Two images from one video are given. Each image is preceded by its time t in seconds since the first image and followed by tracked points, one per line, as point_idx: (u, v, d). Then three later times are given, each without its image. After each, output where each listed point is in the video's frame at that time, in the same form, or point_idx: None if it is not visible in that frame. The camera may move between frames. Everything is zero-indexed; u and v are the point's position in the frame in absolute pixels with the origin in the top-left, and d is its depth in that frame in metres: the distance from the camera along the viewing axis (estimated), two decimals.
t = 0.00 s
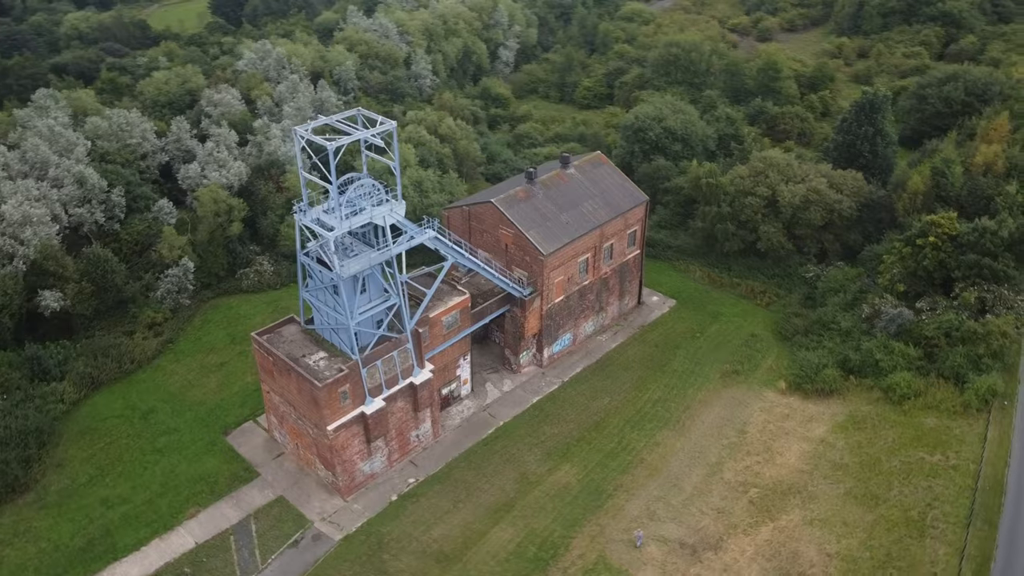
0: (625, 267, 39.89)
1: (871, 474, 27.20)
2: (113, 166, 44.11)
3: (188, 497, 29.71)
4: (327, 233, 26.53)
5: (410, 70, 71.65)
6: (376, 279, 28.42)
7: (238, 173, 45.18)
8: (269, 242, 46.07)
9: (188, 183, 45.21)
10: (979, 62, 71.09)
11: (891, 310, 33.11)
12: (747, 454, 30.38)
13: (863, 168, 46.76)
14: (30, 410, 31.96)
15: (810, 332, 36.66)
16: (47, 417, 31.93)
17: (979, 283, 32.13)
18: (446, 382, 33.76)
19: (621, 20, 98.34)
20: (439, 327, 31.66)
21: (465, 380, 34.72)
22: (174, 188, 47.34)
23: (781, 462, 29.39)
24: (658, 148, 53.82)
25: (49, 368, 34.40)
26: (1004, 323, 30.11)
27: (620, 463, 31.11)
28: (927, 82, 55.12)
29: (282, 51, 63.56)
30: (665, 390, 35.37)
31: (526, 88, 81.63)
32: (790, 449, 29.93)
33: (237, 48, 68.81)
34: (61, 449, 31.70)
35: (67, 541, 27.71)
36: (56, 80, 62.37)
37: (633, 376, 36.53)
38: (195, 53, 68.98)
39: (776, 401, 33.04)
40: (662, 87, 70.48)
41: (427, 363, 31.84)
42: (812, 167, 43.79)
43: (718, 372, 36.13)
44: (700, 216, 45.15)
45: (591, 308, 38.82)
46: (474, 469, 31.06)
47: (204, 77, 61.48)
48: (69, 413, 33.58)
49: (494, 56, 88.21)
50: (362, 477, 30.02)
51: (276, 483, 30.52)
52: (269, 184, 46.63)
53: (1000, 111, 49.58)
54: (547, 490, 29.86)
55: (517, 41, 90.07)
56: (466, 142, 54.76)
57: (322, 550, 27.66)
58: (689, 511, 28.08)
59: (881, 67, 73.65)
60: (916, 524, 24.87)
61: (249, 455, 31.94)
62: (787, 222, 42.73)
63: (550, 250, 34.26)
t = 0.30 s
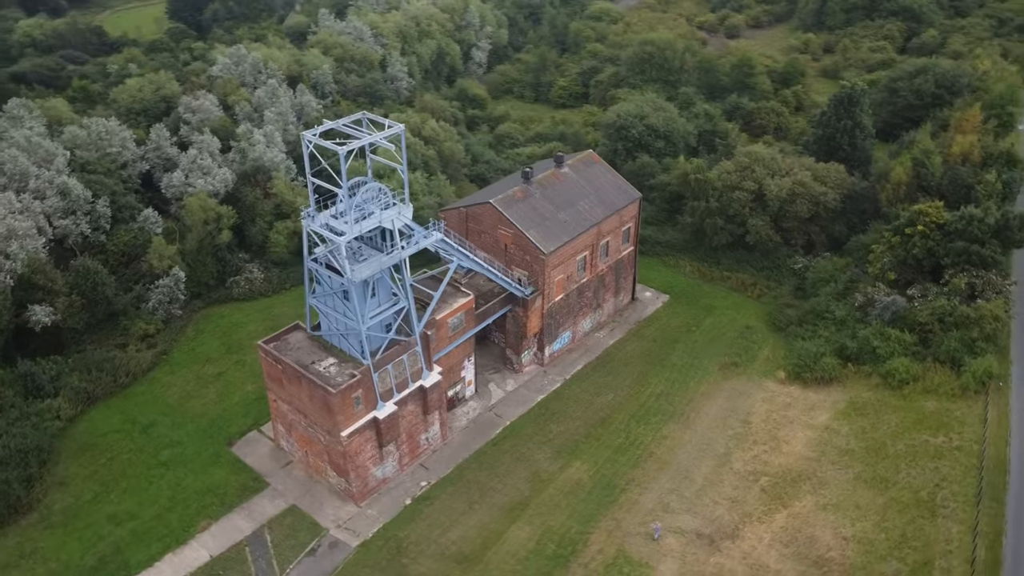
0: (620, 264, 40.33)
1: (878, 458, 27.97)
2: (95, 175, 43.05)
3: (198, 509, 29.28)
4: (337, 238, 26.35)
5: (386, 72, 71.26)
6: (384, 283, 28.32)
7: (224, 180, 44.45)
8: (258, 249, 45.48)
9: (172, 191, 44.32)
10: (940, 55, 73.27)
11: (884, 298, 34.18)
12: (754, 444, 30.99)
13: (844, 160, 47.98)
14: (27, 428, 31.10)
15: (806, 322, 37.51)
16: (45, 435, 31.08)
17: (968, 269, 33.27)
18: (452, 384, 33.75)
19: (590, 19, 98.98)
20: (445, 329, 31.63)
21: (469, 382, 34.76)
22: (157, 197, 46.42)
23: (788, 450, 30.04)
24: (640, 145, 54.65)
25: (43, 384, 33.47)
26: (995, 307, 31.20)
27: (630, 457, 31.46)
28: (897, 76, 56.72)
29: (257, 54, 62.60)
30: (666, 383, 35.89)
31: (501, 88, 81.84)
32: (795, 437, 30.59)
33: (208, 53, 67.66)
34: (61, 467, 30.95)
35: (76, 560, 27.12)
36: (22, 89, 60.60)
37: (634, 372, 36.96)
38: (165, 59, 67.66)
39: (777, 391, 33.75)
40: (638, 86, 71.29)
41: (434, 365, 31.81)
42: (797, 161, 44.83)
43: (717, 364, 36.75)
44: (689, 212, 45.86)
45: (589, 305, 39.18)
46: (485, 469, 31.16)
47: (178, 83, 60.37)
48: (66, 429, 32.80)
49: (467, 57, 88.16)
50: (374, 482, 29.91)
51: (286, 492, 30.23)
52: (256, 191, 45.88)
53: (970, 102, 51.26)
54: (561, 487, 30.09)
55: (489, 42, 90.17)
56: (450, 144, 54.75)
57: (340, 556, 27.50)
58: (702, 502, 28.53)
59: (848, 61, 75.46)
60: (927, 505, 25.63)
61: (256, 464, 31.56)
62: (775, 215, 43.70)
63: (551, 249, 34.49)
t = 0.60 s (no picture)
0: (614, 260, 40.72)
1: (882, 443, 28.84)
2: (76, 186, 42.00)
3: (209, 522, 28.88)
4: (348, 243, 26.19)
5: (361, 75, 70.69)
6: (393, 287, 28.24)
7: (210, 188, 43.73)
8: (246, 256, 44.88)
9: (156, 201, 43.46)
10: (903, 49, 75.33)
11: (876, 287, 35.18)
12: (759, 433, 31.60)
13: (823, 153, 49.12)
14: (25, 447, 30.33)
15: (799, 312, 38.36)
16: (44, 453, 30.35)
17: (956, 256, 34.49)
18: (457, 385, 33.75)
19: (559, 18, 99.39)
20: (450, 331, 31.61)
21: (473, 383, 34.78)
22: (139, 206, 45.45)
23: (793, 438, 30.72)
24: (623, 144, 55.17)
25: (37, 401, 32.56)
26: (984, 292, 32.33)
27: (638, 451, 31.83)
28: (867, 70, 58.24)
29: (231, 59, 61.58)
30: (667, 377, 36.36)
31: (475, 89, 81.81)
32: (799, 425, 31.28)
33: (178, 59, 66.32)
34: (62, 485, 30.26)
35: None
36: None
37: (634, 367, 37.35)
38: (134, 66, 66.12)
39: (776, 380, 34.47)
40: (613, 84, 71.92)
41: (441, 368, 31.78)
42: (780, 156, 45.79)
43: (715, 356, 37.35)
44: (677, 208, 46.49)
45: (586, 302, 39.49)
46: (496, 469, 31.25)
47: (151, 90, 59.10)
48: (64, 447, 32.06)
49: (438, 58, 87.89)
50: (386, 487, 29.79)
51: (297, 500, 29.93)
52: (242, 198, 45.23)
53: (940, 94, 52.87)
54: (573, 484, 30.33)
55: (460, 43, 90.04)
56: (433, 146, 54.64)
57: (358, 563, 27.36)
58: (714, 492, 29.03)
59: (815, 56, 77.13)
60: (934, 485, 26.49)
61: (263, 474, 31.19)
62: (761, 209, 44.58)
63: (551, 248, 34.71)
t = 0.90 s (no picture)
0: (607, 257, 41.07)
1: (884, 426, 29.76)
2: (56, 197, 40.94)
3: (220, 534, 28.48)
4: (357, 247, 26.10)
5: (335, 78, 70.01)
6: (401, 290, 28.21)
7: (194, 196, 43.01)
8: (234, 264, 44.24)
9: (139, 211, 42.51)
10: (866, 43, 77.19)
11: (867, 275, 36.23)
12: (762, 422, 32.25)
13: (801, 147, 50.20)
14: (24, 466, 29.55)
15: (790, 302, 39.22)
16: (45, 471, 29.60)
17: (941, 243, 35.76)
18: (462, 386, 33.74)
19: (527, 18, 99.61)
20: (455, 332, 31.56)
21: (476, 383, 34.80)
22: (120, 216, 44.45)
23: (796, 425, 31.42)
24: (604, 142, 55.62)
25: (32, 419, 31.71)
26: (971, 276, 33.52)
27: (645, 444, 32.21)
28: (838, 64, 59.67)
29: (204, 64, 60.51)
30: (666, 370, 36.84)
31: (448, 90, 81.61)
32: (801, 412, 32.00)
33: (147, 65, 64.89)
34: (64, 503, 29.56)
35: None
36: None
37: (633, 361, 37.74)
38: (101, 73, 64.49)
39: (774, 370, 35.20)
40: (588, 83, 72.41)
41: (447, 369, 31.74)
42: (762, 150, 46.65)
43: (711, 348, 37.95)
44: (663, 203, 47.05)
45: (581, 299, 39.79)
46: (507, 468, 31.36)
47: (122, 97, 57.76)
48: (62, 465, 31.30)
49: (409, 60, 87.46)
50: (399, 491, 29.69)
51: (309, 508, 29.66)
52: (227, 205, 44.56)
53: (910, 86, 54.38)
54: (584, 479, 30.60)
55: (430, 44, 89.71)
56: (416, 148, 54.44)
57: (377, 568, 27.25)
58: (724, 481, 29.52)
59: (782, 51, 78.61)
60: (939, 465, 27.42)
61: (271, 483, 30.82)
62: (746, 202, 45.40)
63: (550, 247, 34.93)
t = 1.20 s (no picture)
0: (599, 253, 41.40)
1: (884, 409, 30.73)
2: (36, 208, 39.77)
3: (233, 546, 28.13)
4: (368, 250, 25.98)
5: (309, 81, 69.22)
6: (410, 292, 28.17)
7: (179, 204, 42.28)
8: (222, 272, 43.58)
9: (121, 220, 41.49)
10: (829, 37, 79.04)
11: (856, 263, 37.35)
12: (763, 410, 32.93)
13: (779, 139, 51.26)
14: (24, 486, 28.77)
15: (780, 291, 40.11)
16: (46, 490, 28.85)
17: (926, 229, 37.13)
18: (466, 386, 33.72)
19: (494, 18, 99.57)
20: (460, 333, 31.46)
21: (479, 383, 34.80)
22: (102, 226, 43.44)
23: (796, 411, 32.20)
24: (585, 140, 56.08)
25: (27, 437, 30.86)
26: (956, 261, 34.79)
27: (651, 437, 32.59)
28: (807, 58, 61.07)
29: (175, 70, 59.31)
30: (664, 363, 37.30)
31: (420, 91, 81.28)
32: (800, 399, 32.78)
33: (114, 72, 63.30)
34: (68, 522, 28.87)
35: None
36: None
37: (631, 355, 38.15)
38: (67, 81, 62.72)
39: (770, 359, 35.99)
40: (562, 81, 72.81)
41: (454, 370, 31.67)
42: (743, 144, 47.47)
43: (706, 340, 38.52)
44: (649, 198, 47.60)
45: (576, 296, 40.06)
46: (517, 466, 31.48)
47: (91, 105, 56.29)
48: (61, 483, 30.55)
49: (379, 62, 86.85)
50: (411, 494, 29.61)
51: (321, 514, 29.42)
52: (213, 213, 43.85)
53: (879, 79, 55.89)
54: (595, 474, 30.87)
55: (400, 46, 89.19)
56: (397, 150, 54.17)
57: (396, 571, 27.17)
58: (732, 470, 30.05)
59: (749, 46, 80.01)
60: (940, 445, 28.40)
61: (279, 491, 30.48)
62: (730, 195, 46.26)
63: (548, 244, 35.12)
